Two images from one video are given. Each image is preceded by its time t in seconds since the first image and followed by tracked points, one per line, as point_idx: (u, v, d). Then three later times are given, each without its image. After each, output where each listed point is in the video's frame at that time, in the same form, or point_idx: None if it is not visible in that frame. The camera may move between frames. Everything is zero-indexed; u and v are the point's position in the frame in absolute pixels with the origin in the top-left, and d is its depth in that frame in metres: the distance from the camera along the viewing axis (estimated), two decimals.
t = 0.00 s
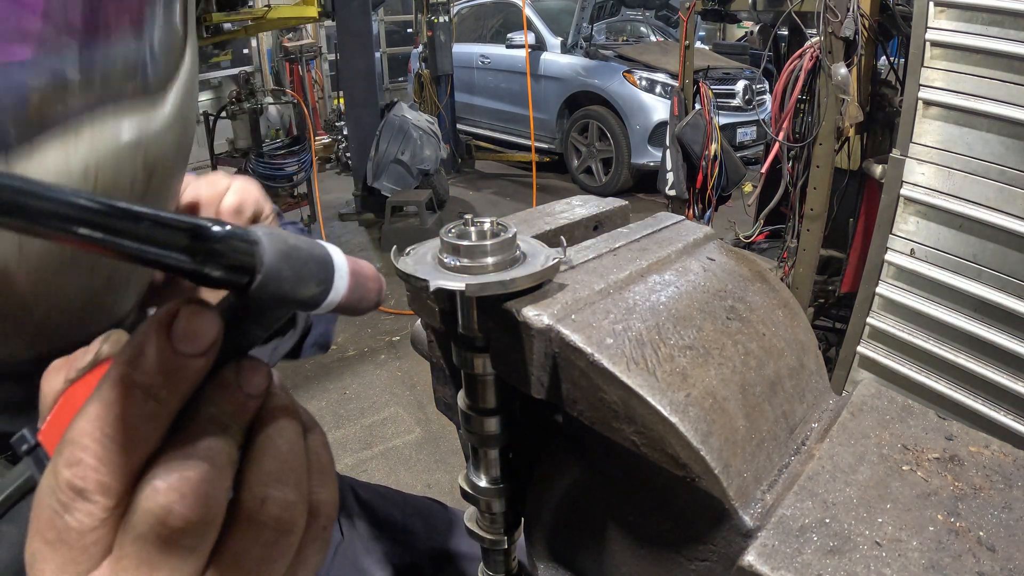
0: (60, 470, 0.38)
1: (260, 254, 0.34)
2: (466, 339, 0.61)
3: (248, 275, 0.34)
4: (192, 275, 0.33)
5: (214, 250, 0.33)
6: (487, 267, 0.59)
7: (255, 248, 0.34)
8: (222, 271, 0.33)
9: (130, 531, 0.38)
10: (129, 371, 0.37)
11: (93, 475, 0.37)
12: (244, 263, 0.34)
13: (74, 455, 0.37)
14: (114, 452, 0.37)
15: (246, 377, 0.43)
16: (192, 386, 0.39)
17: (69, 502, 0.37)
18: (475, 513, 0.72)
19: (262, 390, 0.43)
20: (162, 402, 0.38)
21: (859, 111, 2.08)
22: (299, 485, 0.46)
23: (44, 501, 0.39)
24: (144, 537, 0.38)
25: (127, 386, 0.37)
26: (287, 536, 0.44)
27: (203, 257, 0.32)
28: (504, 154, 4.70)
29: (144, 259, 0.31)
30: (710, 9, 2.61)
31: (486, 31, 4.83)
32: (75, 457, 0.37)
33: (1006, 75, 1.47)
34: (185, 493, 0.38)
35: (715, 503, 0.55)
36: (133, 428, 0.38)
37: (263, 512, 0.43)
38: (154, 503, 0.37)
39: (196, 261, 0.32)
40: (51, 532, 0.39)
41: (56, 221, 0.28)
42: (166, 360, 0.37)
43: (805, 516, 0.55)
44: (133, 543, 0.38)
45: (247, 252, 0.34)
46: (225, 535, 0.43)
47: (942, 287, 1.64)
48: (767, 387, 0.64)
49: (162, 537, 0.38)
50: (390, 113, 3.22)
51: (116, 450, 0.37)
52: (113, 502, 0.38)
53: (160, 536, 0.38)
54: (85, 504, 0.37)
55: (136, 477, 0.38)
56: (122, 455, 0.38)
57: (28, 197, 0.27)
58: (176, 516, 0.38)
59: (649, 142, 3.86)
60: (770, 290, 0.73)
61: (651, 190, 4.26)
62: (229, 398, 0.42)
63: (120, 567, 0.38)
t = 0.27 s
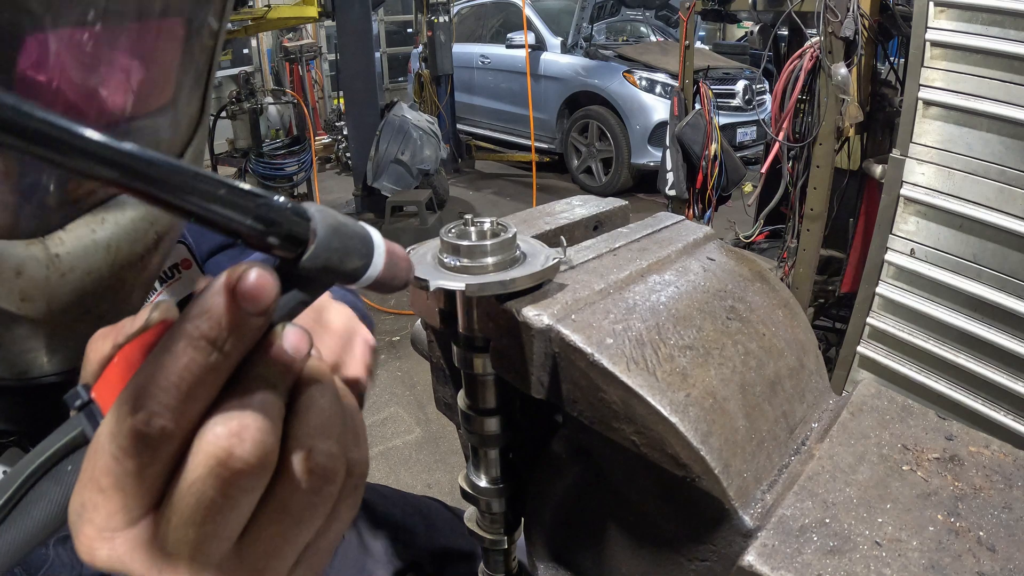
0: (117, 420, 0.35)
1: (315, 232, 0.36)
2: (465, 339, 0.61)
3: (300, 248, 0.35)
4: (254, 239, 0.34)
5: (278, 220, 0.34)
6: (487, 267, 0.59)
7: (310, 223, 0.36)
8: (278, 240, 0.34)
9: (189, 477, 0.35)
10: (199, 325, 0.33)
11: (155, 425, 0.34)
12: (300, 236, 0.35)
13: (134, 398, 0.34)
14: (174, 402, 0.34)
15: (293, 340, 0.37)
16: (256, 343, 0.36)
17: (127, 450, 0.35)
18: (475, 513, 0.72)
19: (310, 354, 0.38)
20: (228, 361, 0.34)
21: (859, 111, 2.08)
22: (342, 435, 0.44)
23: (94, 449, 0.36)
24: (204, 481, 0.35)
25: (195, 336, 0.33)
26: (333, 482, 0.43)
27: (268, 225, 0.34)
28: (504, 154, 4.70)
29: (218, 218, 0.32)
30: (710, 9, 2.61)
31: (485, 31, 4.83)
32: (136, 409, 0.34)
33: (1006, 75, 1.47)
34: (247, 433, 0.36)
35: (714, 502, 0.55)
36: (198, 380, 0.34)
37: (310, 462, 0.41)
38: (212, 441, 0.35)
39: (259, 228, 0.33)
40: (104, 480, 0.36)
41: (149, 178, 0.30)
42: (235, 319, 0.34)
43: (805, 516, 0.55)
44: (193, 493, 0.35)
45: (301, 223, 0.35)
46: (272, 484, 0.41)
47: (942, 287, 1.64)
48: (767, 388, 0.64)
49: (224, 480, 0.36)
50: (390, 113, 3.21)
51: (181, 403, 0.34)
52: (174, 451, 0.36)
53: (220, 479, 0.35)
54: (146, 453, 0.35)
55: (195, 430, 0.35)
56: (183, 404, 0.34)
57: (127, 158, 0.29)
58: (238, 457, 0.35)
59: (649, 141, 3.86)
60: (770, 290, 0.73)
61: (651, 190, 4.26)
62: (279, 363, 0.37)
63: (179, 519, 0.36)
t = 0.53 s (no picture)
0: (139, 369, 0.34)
1: (338, 200, 0.39)
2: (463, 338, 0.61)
3: (324, 216, 0.38)
4: (282, 202, 0.36)
5: (305, 188, 0.37)
6: (487, 267, 0.59)
7: (331, 192, 0.39)
8: (304, 207, 0.37)
9: (206, 422, 0.35)
10: (227, 276, 0.33)
11: (179, 370, 0.34)
12: (323, 203, 0.38)
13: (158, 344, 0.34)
14: (199, 349, 0.34)
15: (314, 305, 0.39)
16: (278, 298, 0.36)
17: (148, 399, 0.34)
18: (475, 513, 0.72)
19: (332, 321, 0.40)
20: (250, 314, 0.34)
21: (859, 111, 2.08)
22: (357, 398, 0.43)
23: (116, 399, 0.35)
24: (221, 427, 0.35)
25: (221, 285, 0.33)
26: (347, 444, 0.42)
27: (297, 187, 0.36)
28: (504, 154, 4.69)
29: (252, 180, 0.35)
30: (710, 9, 2.61)
31: (485, 31, 4.83)
32: (161, 357, 0.33)
33: (1006, 75, 1.47)
34: (265, 382, 0.36)
35: (715, 502, 0.55)
36: (222, 329, 0.34)
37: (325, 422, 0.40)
38: (231, 387, 0.35)
39: (288, 193, 0.36)
40: (123, 429, 0.36)
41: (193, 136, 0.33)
42: (262, 273, 0.34)
43: (805, 516, 0.55)
44: (210, 442, 0.35)
45: (325, 192, 0.38)
46: (285, 442, 0.40)
47: (942, 287, 1.64)
48: (767, 388, 0.64)
49: (241, 428, 0.35)
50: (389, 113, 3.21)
51: (205, 351, 0.34)
52: (194, 401, 0.35)
53: (237, 426, 0.35)
54: (167, 401, 0.35)
55: (216, 379, 0.35)
56: (207, 351, 0.34)
57: (177, 116, 0.32)
58: (256, 404, 0.35)
59: (649, 142, 3.86)
60: (770, 290, 0.73)
61: (651, 190, 4.26)
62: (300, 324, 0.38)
63: (196, 466, 0.36)
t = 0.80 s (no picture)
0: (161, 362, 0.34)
1: (359, 201, 0.39)
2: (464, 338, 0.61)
3: (343, 216, 0.39)
4: (304, 201, 0.37)
5: (326, 187, 0.37)
6: (488, 267, 0.59)
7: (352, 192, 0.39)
8: (325, 206, 0.37)
9: (227, 415, 0.35)
10: (253, 272, 0.33)
11: (202, 363, 0.34)
12: (344, 204, 0.39)
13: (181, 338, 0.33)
14: (224, 343, 0.34)
15: (331, 304, 0.39)
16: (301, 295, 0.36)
17: (169, 393, 0.34)
18: (475, 512, 0.72)
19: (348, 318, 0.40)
20: (275, 309, 0.34)
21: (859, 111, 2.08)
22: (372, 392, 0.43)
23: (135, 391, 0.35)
24: (244, 420, 0.35)
25: (245, 281, 0.33)
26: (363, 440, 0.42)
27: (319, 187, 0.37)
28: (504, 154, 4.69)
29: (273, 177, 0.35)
30: (710, 10, 2.62)
31: (485, 31, 4.83)
32: (184, 350, 0.33)
33: (1006, 75, 1.47)
34: (287, 377, 0.36)
35: (714, 502, 0.55)
36: (247, 322, 0.34)
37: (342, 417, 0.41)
38: (253, 382, 0.35)
39: (310, 193, 0.37)
40: (141, 422, 0.35)
41: (218, 131, 0.33)
42: (287, 270, 0.34)
43: (805, 516, 0.55)
44: (231, 435, 0.36)
45: (346, 192, 0.38)
46: (303, 436, 0.40)
47: (941, 287, 1.64)
48: (767, 388, 0.64)
49: (262, 421, 0.36)
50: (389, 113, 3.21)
51: (228, 346, 0.34)
52: (216, 395, 0.35)
53: (259, 420, 0.35)
54: (190, 393, 0.34)
55: (238, 373, 0.35)
56: (232, 345, 0.34)
57: (202, 111, 0.33)
58: (278, 398, 0.35)
59: (649, 142, 3.86)
60: (770, 290, 0.73)
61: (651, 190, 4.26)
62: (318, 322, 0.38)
63: (216, 459, 0.36)
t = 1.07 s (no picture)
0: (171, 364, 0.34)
1: (371, 205, 0.40)
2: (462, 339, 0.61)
3: (355, 219, 0.39)
4: (317, 203, 0.37)
5: (340, 190, 0.38)
6: (488, 267, 0.59)
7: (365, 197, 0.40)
8: (338, 209, 0.38)
9: (238, 416, 0.36)
10: (266, 275, 0.33)
11: (214, 365, 0.34)
12: (356, 207, 0.39)
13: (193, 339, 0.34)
14: (237, 345, 0.34)
15: (341, 306, 0.39)
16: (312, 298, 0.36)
17: (180, 395, 0.34)
18: (475, 513, 0.72)
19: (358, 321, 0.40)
20: (287, 313, 0.34)
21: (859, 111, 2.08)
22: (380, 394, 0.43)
23: (143, 393, 0.35)
24: (256, 420, 0.36)
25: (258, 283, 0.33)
26: (372, 442, 0.42)
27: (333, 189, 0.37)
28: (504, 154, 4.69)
29: (288, 178, 0.36)
30: (710, 9, 2.61)
31: (485, 31, 4.83)
32: (196, 352, 0.34)
33: (1006, 75, 1.47)
34: (298, 379, 0.36)
35: (714, 502, 0.55)
36: (259, 324, 0.34)
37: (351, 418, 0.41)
38: (264, 383, 0.35)
39: (324, 195, 0.37)
40: (148, 425, 0.35)
41: (237, 130, 0.34)
42: (300, 275, 0.34)
43: (806, 516, 0.55)
44: (242, 436, 0.36)
45: (358, 194, 0.39)
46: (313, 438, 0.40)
47: (941, 287, 1.64)
48: (767, 388, 0.64)
49: (274, 422, 0.36)
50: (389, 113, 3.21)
51: (240, 348, 0.35)
52: (226, 396, 0.36)
53: (270, 420, 0.36)
54: (201, 394, 0.35)
55: (249, 375, 0.36)
56: (244, 346, 0.35)
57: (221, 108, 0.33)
58: (290, 399, 0.36)
59: (649, 141, 3.86)
60: (770, 290, 0.73)
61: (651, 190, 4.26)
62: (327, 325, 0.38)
63: (227, 460, 0.36)
